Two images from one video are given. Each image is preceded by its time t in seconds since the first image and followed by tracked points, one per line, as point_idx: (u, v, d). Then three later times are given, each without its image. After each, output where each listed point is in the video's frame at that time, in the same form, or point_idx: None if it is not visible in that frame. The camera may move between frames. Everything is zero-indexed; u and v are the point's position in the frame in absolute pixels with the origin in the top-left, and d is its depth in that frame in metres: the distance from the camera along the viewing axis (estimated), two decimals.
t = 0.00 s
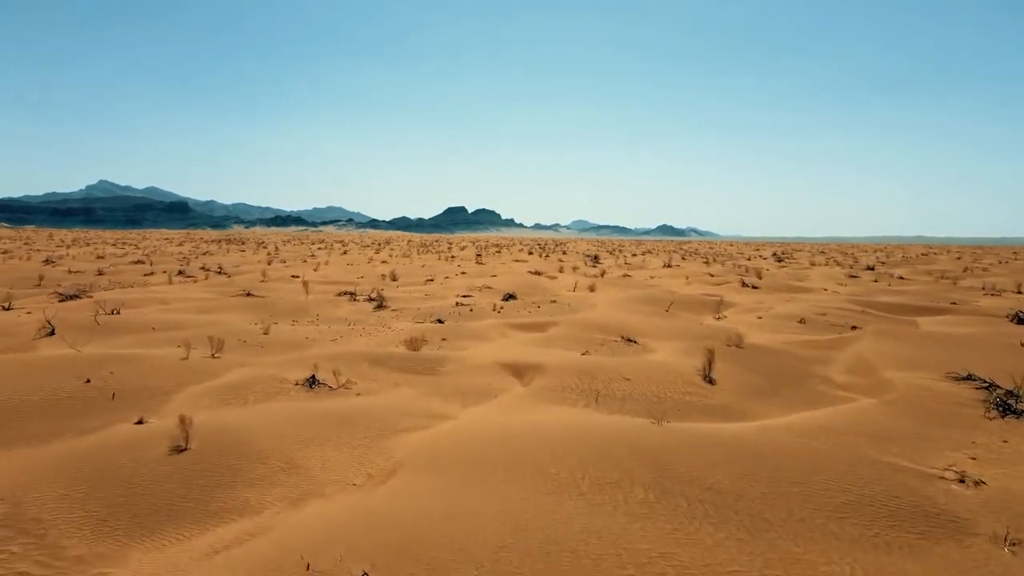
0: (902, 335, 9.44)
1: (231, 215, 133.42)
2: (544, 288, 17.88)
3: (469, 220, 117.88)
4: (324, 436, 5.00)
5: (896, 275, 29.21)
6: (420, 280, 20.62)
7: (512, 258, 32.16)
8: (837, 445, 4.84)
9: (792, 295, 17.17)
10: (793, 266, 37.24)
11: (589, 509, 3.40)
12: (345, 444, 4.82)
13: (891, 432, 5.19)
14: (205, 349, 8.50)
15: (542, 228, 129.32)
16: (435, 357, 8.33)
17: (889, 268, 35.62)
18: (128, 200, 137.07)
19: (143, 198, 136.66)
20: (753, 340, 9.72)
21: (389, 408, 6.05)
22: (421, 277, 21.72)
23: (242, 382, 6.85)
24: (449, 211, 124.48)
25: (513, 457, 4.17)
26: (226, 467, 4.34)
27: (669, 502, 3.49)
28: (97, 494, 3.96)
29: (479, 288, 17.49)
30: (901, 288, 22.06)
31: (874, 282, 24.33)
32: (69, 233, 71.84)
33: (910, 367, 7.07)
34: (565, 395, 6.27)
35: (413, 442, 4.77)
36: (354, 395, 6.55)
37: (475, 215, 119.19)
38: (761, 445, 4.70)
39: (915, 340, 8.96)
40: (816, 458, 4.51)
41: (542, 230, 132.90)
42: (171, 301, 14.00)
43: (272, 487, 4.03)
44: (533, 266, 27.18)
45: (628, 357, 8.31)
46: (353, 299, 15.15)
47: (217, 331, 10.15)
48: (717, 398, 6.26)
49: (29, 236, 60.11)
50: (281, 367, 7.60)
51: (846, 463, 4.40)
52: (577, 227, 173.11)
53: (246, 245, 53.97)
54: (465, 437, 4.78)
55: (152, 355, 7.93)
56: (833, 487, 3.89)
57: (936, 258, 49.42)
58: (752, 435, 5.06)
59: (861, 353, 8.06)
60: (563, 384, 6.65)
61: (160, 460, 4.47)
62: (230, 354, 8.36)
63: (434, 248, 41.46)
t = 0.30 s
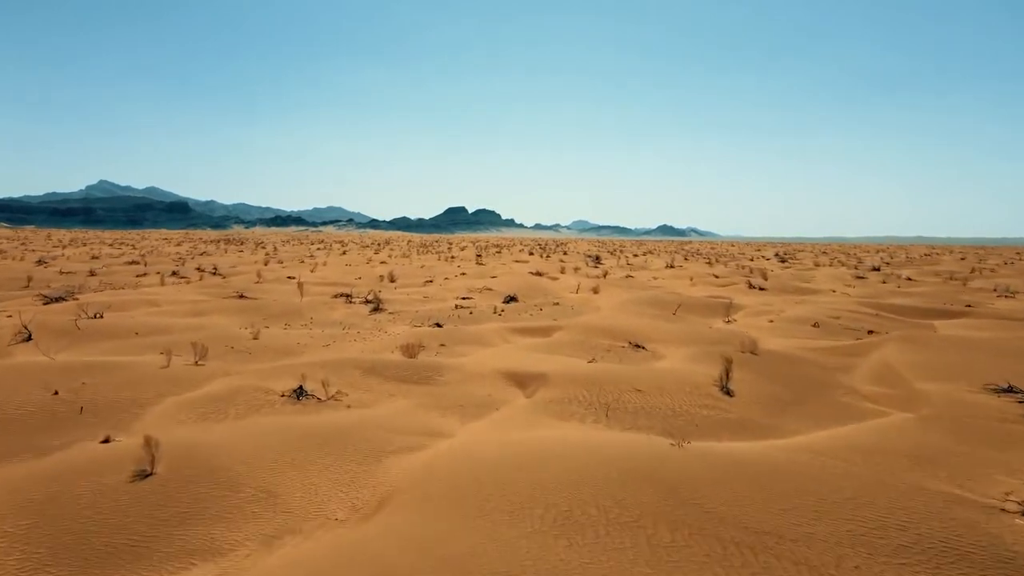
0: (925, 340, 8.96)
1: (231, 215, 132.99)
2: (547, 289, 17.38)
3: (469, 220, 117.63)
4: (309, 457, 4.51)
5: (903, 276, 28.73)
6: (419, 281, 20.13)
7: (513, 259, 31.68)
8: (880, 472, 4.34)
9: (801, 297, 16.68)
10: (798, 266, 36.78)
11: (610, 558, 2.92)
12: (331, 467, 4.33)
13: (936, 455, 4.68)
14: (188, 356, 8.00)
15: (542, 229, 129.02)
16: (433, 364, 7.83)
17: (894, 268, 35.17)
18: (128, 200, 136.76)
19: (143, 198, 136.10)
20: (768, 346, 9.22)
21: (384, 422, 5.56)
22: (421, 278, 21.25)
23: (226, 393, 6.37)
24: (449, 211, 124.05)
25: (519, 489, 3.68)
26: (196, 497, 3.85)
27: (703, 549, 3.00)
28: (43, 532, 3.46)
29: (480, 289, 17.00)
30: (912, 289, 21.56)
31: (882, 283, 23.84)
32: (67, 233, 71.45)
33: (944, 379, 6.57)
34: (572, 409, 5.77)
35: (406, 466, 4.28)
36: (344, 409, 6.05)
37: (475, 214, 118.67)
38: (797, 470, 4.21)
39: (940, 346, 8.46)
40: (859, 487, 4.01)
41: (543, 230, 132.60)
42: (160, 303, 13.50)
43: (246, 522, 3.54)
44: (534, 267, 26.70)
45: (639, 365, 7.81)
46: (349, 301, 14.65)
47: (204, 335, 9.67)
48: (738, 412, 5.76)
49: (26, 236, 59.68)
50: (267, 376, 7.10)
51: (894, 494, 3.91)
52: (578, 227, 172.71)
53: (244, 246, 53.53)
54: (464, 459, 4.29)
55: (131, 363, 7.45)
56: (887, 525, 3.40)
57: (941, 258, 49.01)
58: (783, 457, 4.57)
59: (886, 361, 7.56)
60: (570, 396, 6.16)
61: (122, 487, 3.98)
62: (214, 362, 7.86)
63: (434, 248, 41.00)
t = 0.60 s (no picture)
0: (951, 346, 8.47)
1: (231, 215, 132.52)
2: (549, 291, 16.88)
3: (469, 221, 117.44)
4: (290, 483, 4.02)
5: (910, 277, 28.24)
6: (418, 283, 19.61)
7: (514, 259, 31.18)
8: (932, 505, 3.85)
9: (811, 299, 16.16)
10: (803, 266, 36.26)
11: None
12: (314, 498, 3.84)
13: (990, 483, 4.19)
14: (169, 364, 7.50)
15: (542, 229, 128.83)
16: (430, 373, 7.34)
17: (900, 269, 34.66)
18: (128, 200, 136.99)
19: (142, 199, 135.80)
20: (785, 352, 8.71)
21: (376, 441, 5.07)
22: (419, 279, 20.74)
23: (206, 406, 5.88)
24: (449, 211, 123.52)
25: (528, 531, 3.20)
26: (158, 536, 3.36)
27: None
28: None
29: (480, 291, 16.50)
30: (922, 291, 21.04)
31: (892, 284, 23.32)
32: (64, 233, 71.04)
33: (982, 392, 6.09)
34: (582, 426, 5.28)
35: (399, 496, 3.79)
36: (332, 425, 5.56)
37: (475, 215, 118.17)
38: (840, 503, 3.72)
39: (969, 353, 7.96)
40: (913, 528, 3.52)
41: (543, 230, 132.37)
42: (147, 306, 13.00)
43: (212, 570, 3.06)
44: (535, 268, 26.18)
45: (650, 374, 7.31)
46: (345, 304, 14.14)
47: (190, 341, 9.17)
48: (762, 429, 5.28)
49: (23, 236, 59.17)
50: (252, 387, 6.60)
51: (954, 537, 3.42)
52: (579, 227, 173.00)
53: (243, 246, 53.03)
54: (464, 489, 3.81)
55: (106, 372, 6.95)
56: None
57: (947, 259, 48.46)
58: (820, 484, 4.08)
59: (915, 371, 7.08)
60: (578, 411, 5.67)
61: (72, 522, 3.49)
62: (197, 371, 7.36)
63: (434, 248, 40.49)
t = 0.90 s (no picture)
0: (984, 353, 7.92)
1: (230, 215, 131.84)
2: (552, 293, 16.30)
3: (469, 221, 117.08)
4: (261, 523, 3.47)
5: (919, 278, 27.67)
6: (416, 285, 19.05)
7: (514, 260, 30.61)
8: (1010, 556, 3.29)
9: (823, 301, 15.59)
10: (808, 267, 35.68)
11: None
12: (288, 545, 3.29)
13: None
14: (144, 374, 6.95)
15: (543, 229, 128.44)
16: (427, 384, 6.79)
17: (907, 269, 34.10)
18: (127, 200, 136.56)
19: (143, 199, 135.19)
20: (807, 360, 8.14)
21: (364, 466, 4.51)
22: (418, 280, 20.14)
23: (178, 423, 5.32)
24: (449, 211, 122.99)
25: None
26: None
27: None
28: None
29: (480, 294, 15.92)
30: (935, 292, 20.46)
31: (902, 285, 22.76)
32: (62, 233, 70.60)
33: None
34: (595, 449, 4.70)
35: (387, 542, 3.24)
36: (317, 446, 5.01)
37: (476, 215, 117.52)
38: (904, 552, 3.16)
39: (1007, 363, 7.39)
40: None
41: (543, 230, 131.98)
42: (132, 309, 12.43)
43: None
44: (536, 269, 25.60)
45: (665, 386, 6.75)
46: (339, 307, 13.56)
47: (171, 347, 8.61)
48: (795, 452, 4.73)
49: (19, 236, 58.63)
50: (231, 401, 6.05)
51: None
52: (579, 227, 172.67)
53: (243, 246, 53.07)
54: (463, 535, 3.26)
55: (75, 383, 6.39)
56: None
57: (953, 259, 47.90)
58: (873, 525, 3.53)
59: (952, 384, 6.53)
60: (589, 429, 5.12)
61: None
62: (174, 382, 6.81)
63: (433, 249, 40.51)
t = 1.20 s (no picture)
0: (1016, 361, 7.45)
1: (229, 216, 131.35)
2: (554, 296, 15.80)
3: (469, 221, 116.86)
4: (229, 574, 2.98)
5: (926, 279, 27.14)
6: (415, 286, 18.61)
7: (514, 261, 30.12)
8: None
9: (834, 304, 15.10)
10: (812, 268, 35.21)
11: None
12: None
13: None
14: (119, 386, 6.45)
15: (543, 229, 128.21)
16: (423, 396, 6.30)
17: (913, 270, 33.65)
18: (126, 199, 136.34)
19: (140, 199, 134.64)
20: (828, 369, 7.65)
21: (349, 496, 4.02)
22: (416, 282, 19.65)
23: (147, 442, 4.82)
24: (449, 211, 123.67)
25: None
26: None
27: None
28: None
29: (480, 296, 15.42)
30: (946, 293, 19.99)
31: (912, 286, 22.28)
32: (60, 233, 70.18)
33: None
34: (609, 475, 4.21)
35: None
36: (300, 469, 4.52)
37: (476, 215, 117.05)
38: None
39: None
40: None
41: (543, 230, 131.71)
42: (117, 313, 11.93)
43: None
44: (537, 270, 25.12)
45: (680, 399, 6.25)
46: (334, 310, 13.06)
47: (152, 354, 8.11)
48: (832, 479, 4.24)
49: (16, 237, 58.13)
50: (210, 416, 5.55)
51: None
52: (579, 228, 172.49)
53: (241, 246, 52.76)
54: None
55: (42, 396, 5.90)
56: None
57: (958, 260, 47.41)
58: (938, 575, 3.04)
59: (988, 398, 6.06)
60: (602, 450, 4.63)
61: None
62: (150, 394, 6.31)
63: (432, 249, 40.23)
